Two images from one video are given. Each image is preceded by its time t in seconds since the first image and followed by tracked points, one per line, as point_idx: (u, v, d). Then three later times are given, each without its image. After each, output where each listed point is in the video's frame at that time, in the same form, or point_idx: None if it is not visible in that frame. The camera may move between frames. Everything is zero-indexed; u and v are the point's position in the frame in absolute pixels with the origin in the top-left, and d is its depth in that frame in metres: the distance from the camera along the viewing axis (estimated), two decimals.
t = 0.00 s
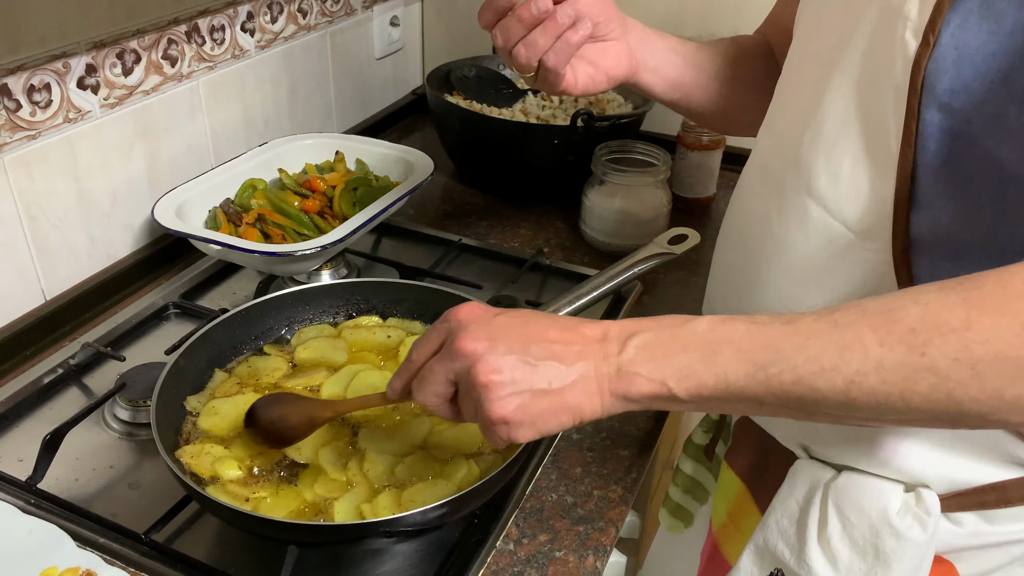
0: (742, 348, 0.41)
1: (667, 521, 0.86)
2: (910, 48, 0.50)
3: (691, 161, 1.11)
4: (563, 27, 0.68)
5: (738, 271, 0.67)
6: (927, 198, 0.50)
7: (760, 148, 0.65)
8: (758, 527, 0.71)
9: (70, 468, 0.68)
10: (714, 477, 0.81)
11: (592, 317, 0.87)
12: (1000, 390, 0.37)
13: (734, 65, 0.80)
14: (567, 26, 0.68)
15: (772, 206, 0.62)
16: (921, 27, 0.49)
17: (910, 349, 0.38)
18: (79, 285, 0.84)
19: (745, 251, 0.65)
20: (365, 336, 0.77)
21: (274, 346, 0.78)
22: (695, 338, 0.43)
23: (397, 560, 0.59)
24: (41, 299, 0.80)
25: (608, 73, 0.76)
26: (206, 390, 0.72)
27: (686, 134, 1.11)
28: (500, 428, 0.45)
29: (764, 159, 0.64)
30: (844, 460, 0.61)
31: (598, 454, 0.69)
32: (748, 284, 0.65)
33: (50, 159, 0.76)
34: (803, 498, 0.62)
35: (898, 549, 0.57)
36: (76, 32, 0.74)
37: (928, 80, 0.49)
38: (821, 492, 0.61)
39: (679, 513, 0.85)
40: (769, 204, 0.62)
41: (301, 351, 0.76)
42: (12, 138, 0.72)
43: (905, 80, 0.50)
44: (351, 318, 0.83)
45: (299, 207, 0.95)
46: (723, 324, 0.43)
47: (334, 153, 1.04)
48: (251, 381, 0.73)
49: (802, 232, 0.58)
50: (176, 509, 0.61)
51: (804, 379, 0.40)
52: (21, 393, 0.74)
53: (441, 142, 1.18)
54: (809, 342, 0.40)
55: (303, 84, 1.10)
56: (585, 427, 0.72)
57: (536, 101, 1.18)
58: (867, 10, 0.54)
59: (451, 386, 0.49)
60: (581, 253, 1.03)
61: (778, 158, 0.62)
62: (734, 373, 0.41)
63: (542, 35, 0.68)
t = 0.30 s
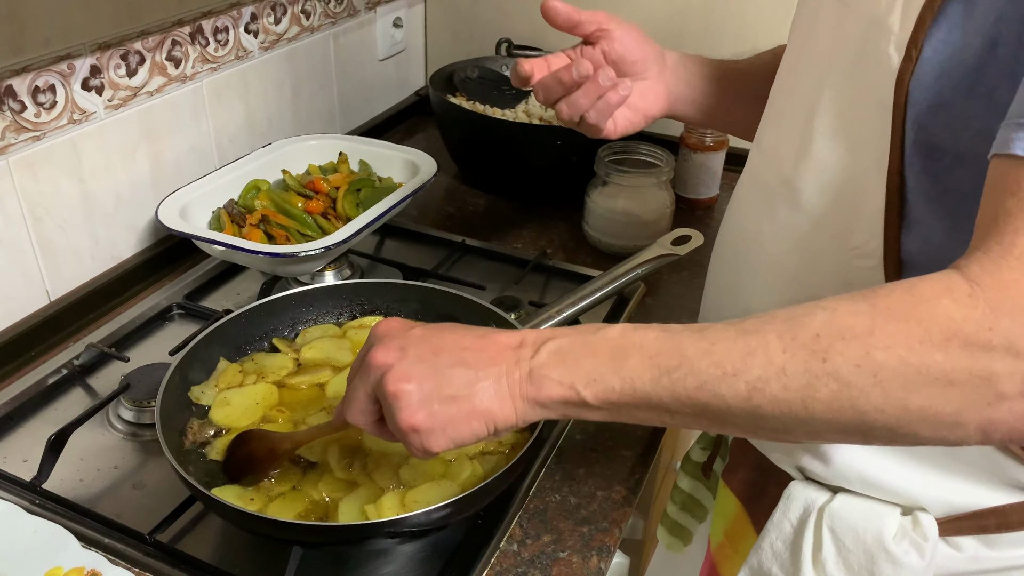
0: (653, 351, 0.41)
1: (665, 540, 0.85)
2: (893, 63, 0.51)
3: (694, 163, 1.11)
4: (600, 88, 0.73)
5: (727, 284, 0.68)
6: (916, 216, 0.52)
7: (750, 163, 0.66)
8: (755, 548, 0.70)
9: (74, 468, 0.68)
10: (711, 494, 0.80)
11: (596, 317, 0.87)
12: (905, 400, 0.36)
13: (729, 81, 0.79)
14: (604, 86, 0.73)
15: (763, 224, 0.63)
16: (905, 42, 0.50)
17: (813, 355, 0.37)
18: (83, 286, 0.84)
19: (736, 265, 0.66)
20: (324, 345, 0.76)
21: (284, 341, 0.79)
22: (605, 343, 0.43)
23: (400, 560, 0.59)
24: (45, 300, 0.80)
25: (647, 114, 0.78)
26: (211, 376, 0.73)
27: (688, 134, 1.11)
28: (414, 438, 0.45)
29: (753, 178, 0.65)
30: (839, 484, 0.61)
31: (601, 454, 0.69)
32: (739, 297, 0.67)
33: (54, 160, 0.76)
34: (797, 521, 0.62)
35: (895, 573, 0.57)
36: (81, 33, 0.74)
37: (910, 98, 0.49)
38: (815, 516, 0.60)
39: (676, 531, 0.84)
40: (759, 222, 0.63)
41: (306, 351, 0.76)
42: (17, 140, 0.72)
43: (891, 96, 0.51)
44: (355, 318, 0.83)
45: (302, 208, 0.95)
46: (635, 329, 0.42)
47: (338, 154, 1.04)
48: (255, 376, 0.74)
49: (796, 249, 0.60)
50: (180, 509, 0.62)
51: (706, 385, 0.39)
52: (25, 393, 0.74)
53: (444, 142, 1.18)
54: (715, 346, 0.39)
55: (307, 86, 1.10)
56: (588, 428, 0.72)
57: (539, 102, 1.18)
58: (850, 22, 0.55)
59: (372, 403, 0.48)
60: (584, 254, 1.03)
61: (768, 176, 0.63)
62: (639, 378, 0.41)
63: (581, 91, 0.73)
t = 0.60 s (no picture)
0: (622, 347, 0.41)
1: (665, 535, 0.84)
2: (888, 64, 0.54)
3: (697, 165, 1.11)
4: (641, 125, 0.83)
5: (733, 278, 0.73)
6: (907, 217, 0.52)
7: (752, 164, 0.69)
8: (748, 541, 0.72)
9: (76, 470, 0.68)
10: (713, 491, 0.80)
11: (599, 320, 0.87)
12: (857, 376, 0.36)
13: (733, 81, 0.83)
14: (645, 123, 0.83)
15: (772, 215, 0.66)
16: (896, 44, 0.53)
17: (724, 309, 0.38)
18: (85, 288, 0.84)
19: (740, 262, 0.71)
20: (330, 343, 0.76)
21: (287, 343, 0.79)
22: (538, 286, 0.44)
23: (402, 563, 0.59)
24: (47, 302, 0.80)
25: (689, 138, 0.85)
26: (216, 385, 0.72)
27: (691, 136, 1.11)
28: (344, 352, 0.46)
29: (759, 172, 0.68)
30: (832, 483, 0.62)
31: (604, 457, 0.69)
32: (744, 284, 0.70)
33: (56, 162, 0.76)
34: (790, 517, 0.63)
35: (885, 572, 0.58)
36: (83, 35, 0.74)
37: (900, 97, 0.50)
38: (807, 514, 0.62)
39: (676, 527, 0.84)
40: (768, 214, 0.67)
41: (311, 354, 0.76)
42: (19, 142, 0.72)
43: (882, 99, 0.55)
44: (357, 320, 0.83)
45: (304, 210, 0.95)
46: (572, 277, 0.44)
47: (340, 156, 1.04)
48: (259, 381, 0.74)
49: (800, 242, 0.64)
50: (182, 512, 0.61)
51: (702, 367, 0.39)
52: (27, 395, 0.74)
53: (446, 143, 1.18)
54: (637, 295, 0.41)
55: (309, 87, 1.10)
56: (590, 430, 0.72)
57: (541, 103, 1.18)
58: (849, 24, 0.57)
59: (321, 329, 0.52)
60: (586, 256, 1.02)
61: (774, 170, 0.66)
62: (562, 318, 0.42)
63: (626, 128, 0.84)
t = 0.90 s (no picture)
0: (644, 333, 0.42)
1: (675, 511, 0.85)
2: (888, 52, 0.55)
3: (699, 166, 1.11)
4: (664, 103, 0.83)
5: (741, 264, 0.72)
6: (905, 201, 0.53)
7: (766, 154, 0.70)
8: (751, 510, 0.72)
9: (77, 473, 0.68)
10: (721, 469, 0.81)
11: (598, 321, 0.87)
12: (856, 354, 0.37)
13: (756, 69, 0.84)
14: (669, 101, 0.82)
15: (775, 205, 0.66)
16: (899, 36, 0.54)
17: (774, 300, 0.38)
18: (86, 290, 0.84)
19: (747, 248, 0.70)
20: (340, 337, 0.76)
21: (287, 350, 0.79)
22: (581, 269, 0.45)
23: (404, 566, 0.59)
24: (48, 304, 0.80)
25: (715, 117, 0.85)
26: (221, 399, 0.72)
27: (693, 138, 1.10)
28: (385, 336, 0.47)
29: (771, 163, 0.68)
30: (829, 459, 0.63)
31: (606, 460, 0.69)
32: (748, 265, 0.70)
33: (58, 164, 0.76)
34: (786, 490, 0.64)
35: (870, 546, 0.59)
36: (84, 37, 0.74)
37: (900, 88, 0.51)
38: (802, 486, 0.63)
39: (687, 502, 0.85)
40: (773, 203, 0.67)
41: (312, 355, 0.76)
42: (20, 144, 0.72)
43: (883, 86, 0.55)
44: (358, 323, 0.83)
45: (305, 212, 0.95)
46: (611, 261, 0.44)
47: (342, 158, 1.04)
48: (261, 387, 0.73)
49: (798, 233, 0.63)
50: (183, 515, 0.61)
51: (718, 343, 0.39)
52: (28, 397, 0.74)
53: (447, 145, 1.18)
54: (684, 281, 0.41)
55: (310, 88, 1.10)
56: (592, 433, 0.72)
57: (543, 104, 1.18)
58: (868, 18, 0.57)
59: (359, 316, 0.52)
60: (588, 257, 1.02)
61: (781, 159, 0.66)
62: (605, 303, 0.43)
63: (650, 104, 0.83)
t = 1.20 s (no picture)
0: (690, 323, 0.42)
1: (686, 505, 0.87)
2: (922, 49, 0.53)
3: (701, 170, 1.11)
4: (688, 113, 0.86)
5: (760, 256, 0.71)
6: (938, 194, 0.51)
7: (784, 150, 0.69)
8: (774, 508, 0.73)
9: (80, 477, 0.68)
10: (735, 463, 0.83)
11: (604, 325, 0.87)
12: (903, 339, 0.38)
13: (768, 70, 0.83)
14: (692, 111, 0.86)
15: (795, 201, 0.66)
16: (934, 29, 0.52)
17: (874, 302, 0.39)
18: (89, 294, 0.84)
19: (768, 242, 0.69)
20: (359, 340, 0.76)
21: (288, 354, 0.79)
22: (669, 263, 0.44)
23: (406, 570, 0.59)
24: (51, 308, 0.80)
25: (737, 125, 0.86)
26: (222, 403, 0.72)
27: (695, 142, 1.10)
28: (472, 329, 0.44)
29: (788, 159, 0.68)
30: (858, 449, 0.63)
31: (608, 464, 0.69)
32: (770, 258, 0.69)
33: (62, 169, 0.76)
34: (816, 482, 0.64)
35: (905, 531, 0.59)
36: (88, 42, 0.74)
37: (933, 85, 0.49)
38: (832, 477, 0.62)
39: (697, 497, 0.86)
40: (792, 200, 0.66)
41: (315, 360, 0.76)
42: (24, 148, 0.72)
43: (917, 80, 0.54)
44: (361, 327, 0.83)
45: (308, 216, 0.95)
46: (699, 254, 0.43)
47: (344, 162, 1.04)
48: (263, 393, 0.72)
49: (822, 226, 0.62)
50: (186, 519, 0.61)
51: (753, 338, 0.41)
52: (32, 401, 0.74)
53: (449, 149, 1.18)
54: (753, 277, 0.41)
55: (313, 92, 1.10)
56: (595, 438, 0.72)
57: (545, 108, 1.18)
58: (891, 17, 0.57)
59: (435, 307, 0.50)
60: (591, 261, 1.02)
61: (801, 155, 0.65)
62: (699, 298, 0.42)
63: (673, 114, 0.87)
